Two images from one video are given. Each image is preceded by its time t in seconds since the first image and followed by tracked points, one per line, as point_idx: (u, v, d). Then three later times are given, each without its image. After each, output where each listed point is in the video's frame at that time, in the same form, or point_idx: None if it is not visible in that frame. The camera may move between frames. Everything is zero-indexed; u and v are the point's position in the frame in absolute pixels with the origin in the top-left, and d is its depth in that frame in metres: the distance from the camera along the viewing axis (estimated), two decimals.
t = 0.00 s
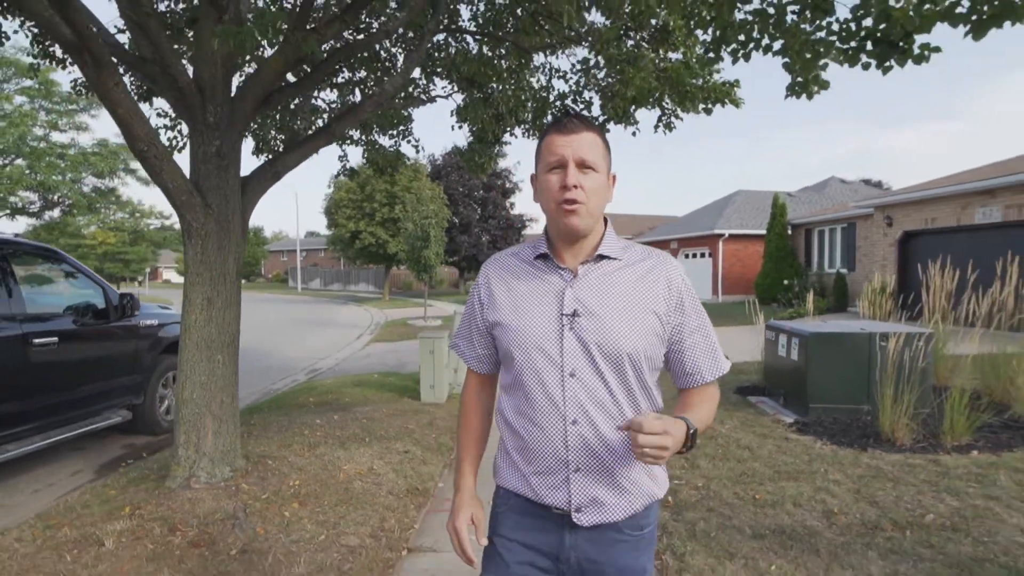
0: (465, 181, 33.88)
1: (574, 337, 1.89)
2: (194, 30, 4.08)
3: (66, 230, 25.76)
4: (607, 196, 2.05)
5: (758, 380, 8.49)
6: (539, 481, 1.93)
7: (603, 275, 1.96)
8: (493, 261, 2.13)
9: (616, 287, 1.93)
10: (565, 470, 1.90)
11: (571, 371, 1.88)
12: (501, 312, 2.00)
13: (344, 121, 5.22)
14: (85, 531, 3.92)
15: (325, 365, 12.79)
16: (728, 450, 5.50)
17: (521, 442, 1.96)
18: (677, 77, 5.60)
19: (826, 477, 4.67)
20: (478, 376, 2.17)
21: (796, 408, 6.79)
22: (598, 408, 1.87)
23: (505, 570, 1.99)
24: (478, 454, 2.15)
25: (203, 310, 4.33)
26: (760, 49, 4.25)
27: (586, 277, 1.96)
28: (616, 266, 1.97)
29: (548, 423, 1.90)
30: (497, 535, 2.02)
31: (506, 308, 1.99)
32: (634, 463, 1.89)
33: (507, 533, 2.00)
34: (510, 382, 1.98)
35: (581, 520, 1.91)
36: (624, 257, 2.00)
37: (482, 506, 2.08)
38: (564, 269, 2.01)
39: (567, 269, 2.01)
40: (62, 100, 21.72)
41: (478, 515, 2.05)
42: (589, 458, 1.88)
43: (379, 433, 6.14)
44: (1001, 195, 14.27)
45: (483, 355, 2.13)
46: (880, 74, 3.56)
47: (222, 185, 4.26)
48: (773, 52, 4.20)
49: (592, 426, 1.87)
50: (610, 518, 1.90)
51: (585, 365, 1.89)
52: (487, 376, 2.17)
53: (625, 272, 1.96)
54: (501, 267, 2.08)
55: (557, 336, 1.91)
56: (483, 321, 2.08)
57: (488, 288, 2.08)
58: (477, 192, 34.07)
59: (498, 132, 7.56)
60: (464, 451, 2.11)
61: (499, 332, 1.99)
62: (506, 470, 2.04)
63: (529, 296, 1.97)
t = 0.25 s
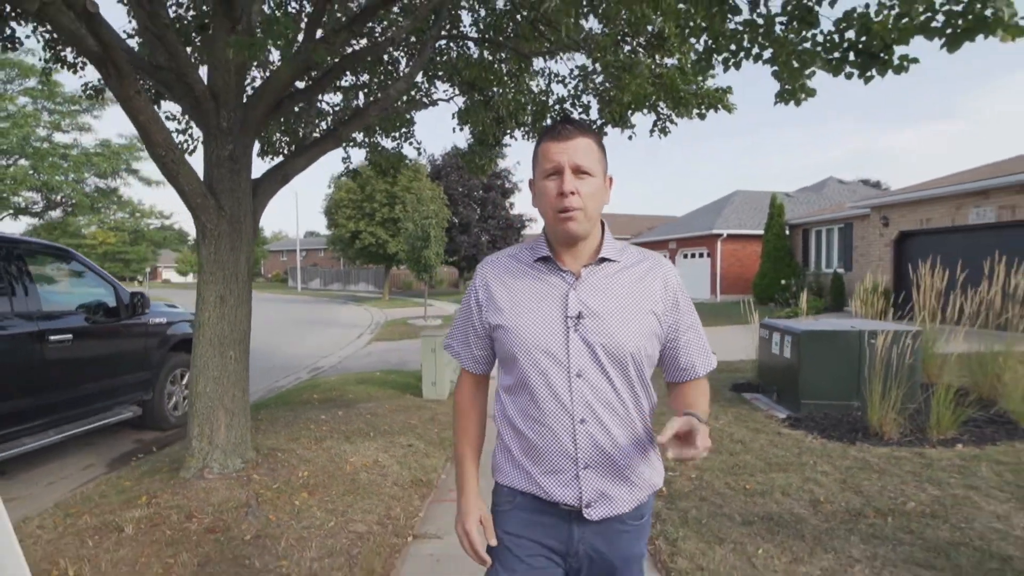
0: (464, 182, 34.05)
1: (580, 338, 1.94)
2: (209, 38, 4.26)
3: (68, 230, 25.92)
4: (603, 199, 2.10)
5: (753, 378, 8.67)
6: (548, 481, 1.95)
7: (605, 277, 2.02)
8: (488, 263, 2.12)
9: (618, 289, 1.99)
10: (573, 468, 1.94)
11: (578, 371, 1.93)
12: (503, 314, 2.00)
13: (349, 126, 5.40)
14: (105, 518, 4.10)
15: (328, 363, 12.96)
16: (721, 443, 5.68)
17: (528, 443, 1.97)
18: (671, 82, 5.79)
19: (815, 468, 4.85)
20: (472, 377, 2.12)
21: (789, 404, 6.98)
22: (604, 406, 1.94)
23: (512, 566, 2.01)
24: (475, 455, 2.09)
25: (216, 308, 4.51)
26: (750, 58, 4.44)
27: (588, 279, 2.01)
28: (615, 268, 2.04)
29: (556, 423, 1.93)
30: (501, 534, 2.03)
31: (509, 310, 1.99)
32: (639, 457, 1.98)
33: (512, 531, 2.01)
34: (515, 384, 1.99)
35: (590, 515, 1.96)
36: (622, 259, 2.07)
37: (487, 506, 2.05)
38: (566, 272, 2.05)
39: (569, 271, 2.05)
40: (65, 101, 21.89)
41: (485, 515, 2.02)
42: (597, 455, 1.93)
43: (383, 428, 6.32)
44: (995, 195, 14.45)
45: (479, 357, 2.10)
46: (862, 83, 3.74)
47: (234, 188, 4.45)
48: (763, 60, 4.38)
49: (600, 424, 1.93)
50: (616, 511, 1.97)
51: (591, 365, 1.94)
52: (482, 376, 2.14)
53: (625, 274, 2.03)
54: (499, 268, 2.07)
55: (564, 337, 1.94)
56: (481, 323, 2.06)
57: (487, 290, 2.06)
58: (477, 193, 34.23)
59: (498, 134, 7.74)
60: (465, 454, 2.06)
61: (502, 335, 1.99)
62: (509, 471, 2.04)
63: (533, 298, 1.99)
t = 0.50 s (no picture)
0: (464, 182, 34.23)
1: (578, 338, 1.94)
2: (223, 48, 4.45)
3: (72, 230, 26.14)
4: (591, 198, 2.11)
5: (749, 375, 8.86)
6: (549, 484, 1.91)
7: (599, 277, 2.04)
8: (475, 267, 2.08)
9: (612, 289, 2.03)
10: (576, 469, 1.92)
11: (577, 371, 1.92)
12: (498, 315, 1.96)
13: (357, 130, 5.60)
14: (125, 507, 4.28)
15: (331, 361, 13.16)
16: (716, 438, 5.87)
17: (526, 447, 1.92)
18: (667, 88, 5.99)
19: (805, 461, 5.04)
20: (458, 382, 2.07)
21: (783, 400, 7.17)
22: (602, 406, 1.95)
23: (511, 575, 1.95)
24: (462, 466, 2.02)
25: (230, 306, 4.69)
26: (742, 66, 4.65)
27: (583, 280, 2.02)
28: (608, 269, 2.07)
29: (557, 424, 1.91)
30: (499, 543, 1.97)
31: (503, 311, 1.96)
32: (635, 454, 2.00)
33: (510, 538, 1.95)
34: (512, 386, 1.95)
35: (591, 516, 1.94)
36: (613, 260, 2.10)
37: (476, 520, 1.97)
38: (560, 272, 2.04)
39: (564, 272, 2.04)
40: (68, 102, 22.07)
41: (473, 530, 1.94)
42: (598, 454, 1.93)
43: (389, 423, 6.51)
44: (988, 197, 14.64)
45: (467, 361, 2.05)
46: (848, 92, 3.93)
47: (247, 190, 4.64)
48: (755, 69, 4.58)
49: (599, 423, 1.93)
50: (616, 510, 1.97)
51: (590, 365, 1.94)
52: (468, 381, 2.08)
53: (617, 274, 2.07)
54: (489, 270, 2.04)
55: (563, 337, 1.93)
56: (472, 326, 2.02)
57: (478, 291, 2.02)
58: (477, 193, 34.43)
59: (500, 138, 7.93)
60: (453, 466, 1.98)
61: (497, 336, 1.95)
62: (503, 478, 1.98)
63: (529, 299, 1.97)
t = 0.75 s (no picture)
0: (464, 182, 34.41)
1: (569, 330, 1.97)
2: (238, 57, 4.64)
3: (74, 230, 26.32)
4: (580, 192, 2.13)
5: (745, 373, 9.05)
6: (538, 476, 1.92)
7: (587, 272, 2.09)
8: (462, 260, 2.07)
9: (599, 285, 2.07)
10: (566, 461, 1.93)
11: (568, 363, 1.95)
12: (488, 307, 1.96)
13: (365, 135, 5.81)
14: (143, 497, 4.46)
15: (334, 360, 13.36)
16: (711, 433, 6.06)
17: (516, 440, 1.92)
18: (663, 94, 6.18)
19: (797, 454, 5.23)
20: (441, 378, 2.03)
21: (777, 397, 7.36)
22: (591, 397, 1.98)
23: None
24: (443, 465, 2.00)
25: (242, 304, 4.88)
26: (735, 74, 4.83)
27: (572, 275, 2.06)
28: (596, 265, 2.11)
29: (548, 416, 1.92)
30: (489, 544, 1.96)
31: (493, 303, 1.96)
32: (621, 447, 2.04)
33: (501, 539, 1.94)
34: (501, 379, 1.95)
35: (579, 509, 1.95)
36: (599, 257, 2.15)
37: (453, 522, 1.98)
38: (550, 267, 2.07)
39: (554, 266, 2.07)
40: (71, 103, 22.23)
41: (452, 532, 1.96)
42: (587, 446, 1.95)
43: (393, 418, 6.70)
44: (982, 198, 14.83)
45: (452, 355, 2.02)
46: (836, 101, 4.12)
47: (260, 194, 4.82)
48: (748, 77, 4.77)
49: (588, 415, 1.96)
50: (603, 502, 1.99)
51: (580, 357, 1.97)
52: (452, 378, 2.06)
53: (604, 272, 2.12)
54: (477, 263, 2.04)
55: (554, 329, 1.95)
56: (460, 319, 2.00)
57: (467, 284, 2.01)
58: (477, 193, 34.61)
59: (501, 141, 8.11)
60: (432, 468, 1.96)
61: (487, 328, 1.95)
62: (490, 473, 1.97)
63: (519, 292, 1.98)
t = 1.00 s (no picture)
0: (464, 183, 34.60)
1: (565, 327, 1.98)
2: (249, 65, 4.82)
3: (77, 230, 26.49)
4: (581, 195, 2.13)
5: (740, 371, 9.24)
6: (529, 471, 1.93)
7: (584, 272, 2.10)
8: (462, 257, 2.08)
9: (596, 284, 2.09)
10: (558, 457, 1.93)
11: (563, 360, 1.96)
12: (486, 303, 1.97)
13: (370, 139, 5.97)
14: (158, 488, 4.64)
15: (337, 359, 13.55)
16: (706, 428, 6.24)
17: (509, 435, 1.93)
18: (659, 99, 6.37)
19: (788, 448, 5.41)
20: (439, 373, 2.03)
21: (771, 394, 7.54)
22: (585, 395, 1.99)
23: (499, 567, 1.95)
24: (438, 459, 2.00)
25: (253, 303, 5.06)
26: (727, 81, 5.03)
27: (570, 274, 2.07)
28: (593, 265, 2.13)
29: (542, 411, 1.93)
30: (487, 537, 1.96)
31: (491, 299, 1.98)
32: (615, 446, 2.04)
33: (497, 531, 1.95)
34: (497, 374, 1.96)
35: (569, 504, 1.95)
36: (597, 257, 2.16)
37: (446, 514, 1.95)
38: (549, 267, 2.07)
39: (553, 267, 2.08)
40: (74, 104, 22.43)
41: (445, 524, 1.92)
42: (579, 442, 1.96)
43: (397, 415, 6.88)
44: (976, 199, 15.01)
45: (451, 351, 2.03)
46: (823, 108, 4.30)
47: (269, 197, 5.00)
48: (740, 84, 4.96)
49: (582, 412, 1.97)
50: (595, 500, 1.99)
51: (575, 355, 1.98)
52: (450, 373, 2.06)
53: (601, 271, 2.13)
54: (477, 260, 2.05)
55: (551, 326, 1.97)
56: (458, 314, 2.01)
57: (466, 280, 2.02)
58: (477, 194, 34.80)
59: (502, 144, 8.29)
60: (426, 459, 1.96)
61: (485, 324, 1.97)
62: (485, 468, 1.98)
63: (518, 289, 2.00)
